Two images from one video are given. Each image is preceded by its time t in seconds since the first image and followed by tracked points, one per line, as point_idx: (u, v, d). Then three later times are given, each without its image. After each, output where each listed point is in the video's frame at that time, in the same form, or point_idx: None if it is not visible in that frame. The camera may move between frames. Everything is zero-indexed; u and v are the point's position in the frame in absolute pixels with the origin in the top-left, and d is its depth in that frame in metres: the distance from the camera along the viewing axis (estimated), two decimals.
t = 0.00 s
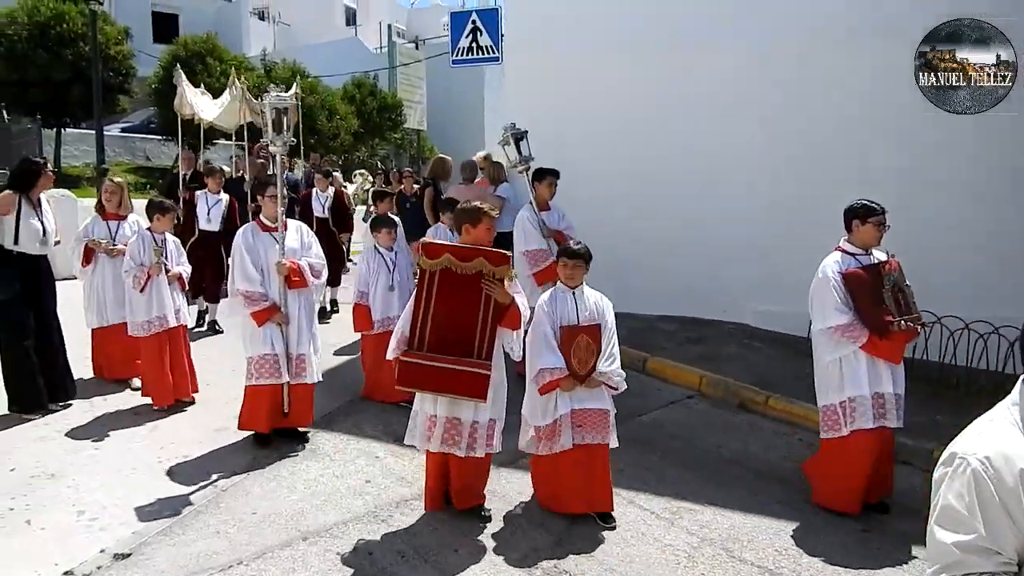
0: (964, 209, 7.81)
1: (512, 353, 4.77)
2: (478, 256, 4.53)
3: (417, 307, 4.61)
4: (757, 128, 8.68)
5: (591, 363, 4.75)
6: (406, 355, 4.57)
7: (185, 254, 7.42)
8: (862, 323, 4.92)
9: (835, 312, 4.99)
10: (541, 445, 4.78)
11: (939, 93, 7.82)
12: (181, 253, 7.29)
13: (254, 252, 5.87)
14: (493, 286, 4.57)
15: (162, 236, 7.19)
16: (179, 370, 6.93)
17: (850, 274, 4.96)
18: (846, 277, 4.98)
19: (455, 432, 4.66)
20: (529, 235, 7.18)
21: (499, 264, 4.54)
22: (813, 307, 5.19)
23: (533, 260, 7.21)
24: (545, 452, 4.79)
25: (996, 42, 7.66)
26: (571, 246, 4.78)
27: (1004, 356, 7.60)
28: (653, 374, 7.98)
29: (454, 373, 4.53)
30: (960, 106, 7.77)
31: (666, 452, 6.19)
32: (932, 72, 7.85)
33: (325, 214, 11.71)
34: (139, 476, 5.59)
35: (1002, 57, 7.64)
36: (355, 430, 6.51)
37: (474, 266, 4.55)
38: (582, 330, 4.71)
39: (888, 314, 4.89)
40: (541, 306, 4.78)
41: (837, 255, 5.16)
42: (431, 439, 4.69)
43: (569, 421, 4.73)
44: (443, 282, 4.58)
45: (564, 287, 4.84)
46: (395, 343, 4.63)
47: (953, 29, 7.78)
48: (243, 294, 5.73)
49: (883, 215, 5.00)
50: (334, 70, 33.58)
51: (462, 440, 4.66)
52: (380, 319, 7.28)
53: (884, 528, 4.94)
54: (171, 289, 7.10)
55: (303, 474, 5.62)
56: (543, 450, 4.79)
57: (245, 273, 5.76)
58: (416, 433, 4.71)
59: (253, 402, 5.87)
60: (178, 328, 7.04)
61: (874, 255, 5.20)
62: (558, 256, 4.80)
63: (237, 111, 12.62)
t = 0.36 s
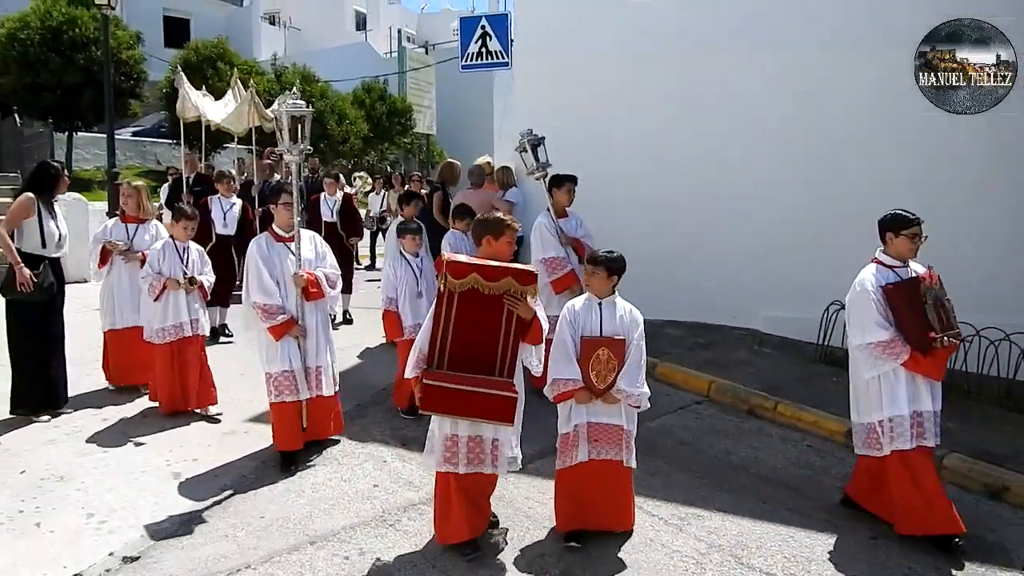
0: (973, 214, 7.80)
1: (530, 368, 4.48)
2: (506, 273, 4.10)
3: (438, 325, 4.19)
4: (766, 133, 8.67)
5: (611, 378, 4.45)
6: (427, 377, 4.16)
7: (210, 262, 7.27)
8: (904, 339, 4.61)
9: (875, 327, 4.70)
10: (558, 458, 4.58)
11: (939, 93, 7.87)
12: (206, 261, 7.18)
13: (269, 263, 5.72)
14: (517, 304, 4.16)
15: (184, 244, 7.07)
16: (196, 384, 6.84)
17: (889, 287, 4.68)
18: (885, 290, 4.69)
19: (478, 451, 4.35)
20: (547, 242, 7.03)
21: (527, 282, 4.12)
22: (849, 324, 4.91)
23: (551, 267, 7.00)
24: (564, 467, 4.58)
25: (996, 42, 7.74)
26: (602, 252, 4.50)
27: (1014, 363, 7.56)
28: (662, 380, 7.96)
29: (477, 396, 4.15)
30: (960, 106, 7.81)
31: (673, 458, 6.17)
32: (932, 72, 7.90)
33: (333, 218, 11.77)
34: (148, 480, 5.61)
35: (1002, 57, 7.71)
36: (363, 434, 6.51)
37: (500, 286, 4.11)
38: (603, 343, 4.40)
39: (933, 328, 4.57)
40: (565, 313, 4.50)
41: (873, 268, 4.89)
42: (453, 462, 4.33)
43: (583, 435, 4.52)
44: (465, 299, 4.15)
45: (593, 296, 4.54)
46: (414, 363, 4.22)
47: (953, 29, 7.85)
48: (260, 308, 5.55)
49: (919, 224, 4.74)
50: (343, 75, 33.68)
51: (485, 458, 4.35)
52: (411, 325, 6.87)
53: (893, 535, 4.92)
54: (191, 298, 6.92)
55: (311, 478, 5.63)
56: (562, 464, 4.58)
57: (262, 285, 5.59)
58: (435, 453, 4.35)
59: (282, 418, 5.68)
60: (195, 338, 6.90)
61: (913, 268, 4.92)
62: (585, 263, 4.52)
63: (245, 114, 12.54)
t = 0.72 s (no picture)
0: (975, 214, 7.79)
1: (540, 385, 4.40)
2: (521, 282, 4.04)
3: (446, 336, 4.13)
4: (768, 134, 8.67)
5: (623, 383, 4.33)
6: (436, 391, 4.08)
7: (231, 263, 7.21)
8: (952, 349, 4.48)
9: (920, 338, 4.57)
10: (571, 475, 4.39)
11: (939, 93, 7.86)
12: (227, 262, 7.15)
13: (272, 264, 5.53)
14: (526, 311, 4.16)
15: (202, 244, 7.02)
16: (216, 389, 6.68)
17: (931, 296, 4.56)
18: (930, 299, 4.57)
19: (487, 470, 4.29)
20: (565, 247, 6.92)
21: (544, 289, 4.08)
22: (891, 336, 4.78)
23: (567, 273, 6.92)
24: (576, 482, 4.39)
25: (996, 42, 7.70)
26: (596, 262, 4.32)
27: (1016, 365, 7.55)
28: (663, 380, 7.96)
29: (493, 411, 4.03)
30: (960, 106, 7.79)
31: (674, 458, 6.18)
32: (932, 72, 7.88)
33: (344, 220, 11.81)
34: (150, 479, 5.62)
35: (1002, 57, 7.68)
36: (364, 434, 6.53)
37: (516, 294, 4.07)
38: (613, 347, 4.31)
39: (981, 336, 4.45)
40: (566, 323, 4.36)
41: (908, 278, 4.78)
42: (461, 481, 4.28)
43: (595, 447, 4.34)
44: (474, 307, 4.12)
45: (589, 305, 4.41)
46: (420, 377, 4.14)
47: (953, 29, 7.81)
48: (262, 311, 5.39)
49: (954, 232, 4.65)
50: (346, 76, 33.67)
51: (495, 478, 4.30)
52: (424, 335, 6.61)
53: (894, 536, 4.92)
54: (208, 299, 6.85)
55: (312, 478, 5.64)
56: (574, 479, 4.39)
57: (264, 288, 5.43)
58: (441, 470, 4.30)
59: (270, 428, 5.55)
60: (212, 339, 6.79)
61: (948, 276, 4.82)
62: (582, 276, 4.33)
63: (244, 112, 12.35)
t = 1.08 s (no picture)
0: (972, 213, 7.82)
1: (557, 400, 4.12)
2: (554, 299, 3.66)
3: (467, 350, 3.73)
4: (767, 133, 8.70)
5: (646, 397, 4.13)
6: (457, 408, 3.68)
7: (231, 265, 6.85)
8: (975, 358, 4.32)
9: (943, 345, 4.38)
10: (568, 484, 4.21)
11: (939, 93, 7.89)
12: (227, 264, 6.78)
13: (281, 272, 5.31)
14: (552, 326, 3.75)
15: (200, 248, 6.65)
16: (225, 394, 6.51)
17: (957, 301, 4.37)
18: (953, 305, 4.38)
19: (506, 490, 3.79)
20: (585, 247, 6.77)
21: (577, 306, 3.71)
22: (910, 340, 4.57)
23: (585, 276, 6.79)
24: (576, 489, 4.19)
25: (996, 42, 7.74)
26: (606, 264, 4.18)
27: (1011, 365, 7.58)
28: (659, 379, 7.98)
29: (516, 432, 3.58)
30: (961, 105, 7.83)
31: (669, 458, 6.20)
32: (932, 72, 7.92)
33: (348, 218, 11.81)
34: (146, 477, 5.62)
35: (1002, 57, 7.71)
36: (361, 433, 6.54)
37: (551, 313, 3.68)
38: (636, 360, 4.09)
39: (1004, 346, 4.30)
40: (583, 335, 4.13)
41: (930, 282, 4.58)
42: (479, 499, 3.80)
43: (617, 463, 4.12)
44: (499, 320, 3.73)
45: (604, 313, 4.23)
46: (438, 392, 3.73)
47: (953, 29, 7.85)
48: (267, 318, 5.21)
49: (982, 237, 4.48)
50: (343, 74, 33.62)
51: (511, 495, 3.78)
52: (430, 338, 6.52)
53: (890, 536, 4.93)
54: (209, 305, 6.53)
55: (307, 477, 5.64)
56: (574, 486, 4.19)
57: (270, 295, 5.23)
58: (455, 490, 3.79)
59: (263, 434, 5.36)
60: (214, 348, 6.50)
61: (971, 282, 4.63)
62: (594, 281, 4.21)
63: (234, 109, 12.28)
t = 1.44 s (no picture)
0: (973, 211, 7.83)
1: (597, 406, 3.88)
2: (589, 297, 3.41)
3: (500, 356, 3.48)
4: (766, 133, 8.70)
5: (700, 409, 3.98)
6: (490, 416, 3.43)
7: (234, 269, 6.76)
8: (1010, 366, 4.23)
9: (977, 352, 4.31)
10: (615, 500, 4.11)
11: (939, 93, 7.91)
12: (229, 267, 6.69)
13: (300, 276, 5.09)
14: (587, 329, 3.53)
15: (201, 251, 6.59)
16: (224, 402, 6.39)
17: (995, 307, 4.29)
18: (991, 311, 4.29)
19: (541, 506, 3.56)
20: (601, 249, 6.57)
21: (614, 303, 3.44)
22: (944, 346, 4.51)
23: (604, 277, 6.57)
24: (616, 507, 4.11)
25: (996, 42, 7.76)
26: (661, 270, 4.02)
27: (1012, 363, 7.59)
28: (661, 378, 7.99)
29: (554, 440, 3.37)
30: (961, 106, 7.85)
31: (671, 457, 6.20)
32: (932, 72, 7.94)
33: (351, 222, 11.79)
34: (148, 480, 5.63)
35: (1002, 57, 7.74)
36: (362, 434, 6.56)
37: (584, 310, 3.43)
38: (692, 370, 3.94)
39: None
40: (635, 346, 3.98)
41: (971, 287, 4.50)
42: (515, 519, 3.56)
43: (675, 473, 3.97)
44: (531, 322, 3.47)
45: (656, 319, 4.07)
46: (470, 400, 3.49)
47: (953, 29, 7.86)
48: (288, 323, 4.96)
49: None
50: (341, 76, 33.59)
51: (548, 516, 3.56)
52: (445, 348, 6.51)
53: (894, 535, 4.93)
54: (209, 309, 6.45)
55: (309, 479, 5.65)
56: (615, 504, 4.11)
57: (291, 300, 4.99)
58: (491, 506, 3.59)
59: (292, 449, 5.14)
60: (215, 353, 6.41)
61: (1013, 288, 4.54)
62: (649, 285, 4.04)
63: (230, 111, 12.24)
